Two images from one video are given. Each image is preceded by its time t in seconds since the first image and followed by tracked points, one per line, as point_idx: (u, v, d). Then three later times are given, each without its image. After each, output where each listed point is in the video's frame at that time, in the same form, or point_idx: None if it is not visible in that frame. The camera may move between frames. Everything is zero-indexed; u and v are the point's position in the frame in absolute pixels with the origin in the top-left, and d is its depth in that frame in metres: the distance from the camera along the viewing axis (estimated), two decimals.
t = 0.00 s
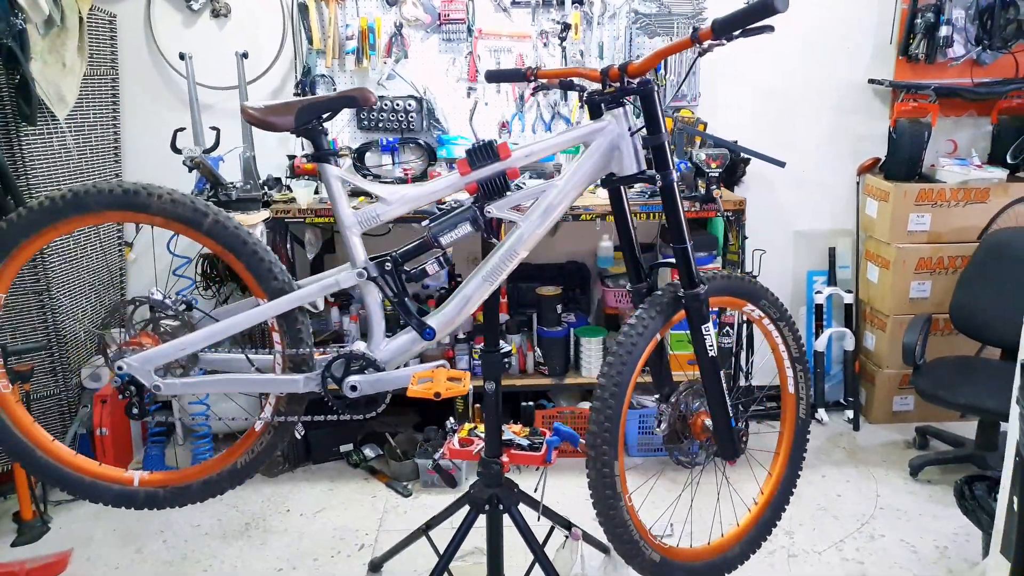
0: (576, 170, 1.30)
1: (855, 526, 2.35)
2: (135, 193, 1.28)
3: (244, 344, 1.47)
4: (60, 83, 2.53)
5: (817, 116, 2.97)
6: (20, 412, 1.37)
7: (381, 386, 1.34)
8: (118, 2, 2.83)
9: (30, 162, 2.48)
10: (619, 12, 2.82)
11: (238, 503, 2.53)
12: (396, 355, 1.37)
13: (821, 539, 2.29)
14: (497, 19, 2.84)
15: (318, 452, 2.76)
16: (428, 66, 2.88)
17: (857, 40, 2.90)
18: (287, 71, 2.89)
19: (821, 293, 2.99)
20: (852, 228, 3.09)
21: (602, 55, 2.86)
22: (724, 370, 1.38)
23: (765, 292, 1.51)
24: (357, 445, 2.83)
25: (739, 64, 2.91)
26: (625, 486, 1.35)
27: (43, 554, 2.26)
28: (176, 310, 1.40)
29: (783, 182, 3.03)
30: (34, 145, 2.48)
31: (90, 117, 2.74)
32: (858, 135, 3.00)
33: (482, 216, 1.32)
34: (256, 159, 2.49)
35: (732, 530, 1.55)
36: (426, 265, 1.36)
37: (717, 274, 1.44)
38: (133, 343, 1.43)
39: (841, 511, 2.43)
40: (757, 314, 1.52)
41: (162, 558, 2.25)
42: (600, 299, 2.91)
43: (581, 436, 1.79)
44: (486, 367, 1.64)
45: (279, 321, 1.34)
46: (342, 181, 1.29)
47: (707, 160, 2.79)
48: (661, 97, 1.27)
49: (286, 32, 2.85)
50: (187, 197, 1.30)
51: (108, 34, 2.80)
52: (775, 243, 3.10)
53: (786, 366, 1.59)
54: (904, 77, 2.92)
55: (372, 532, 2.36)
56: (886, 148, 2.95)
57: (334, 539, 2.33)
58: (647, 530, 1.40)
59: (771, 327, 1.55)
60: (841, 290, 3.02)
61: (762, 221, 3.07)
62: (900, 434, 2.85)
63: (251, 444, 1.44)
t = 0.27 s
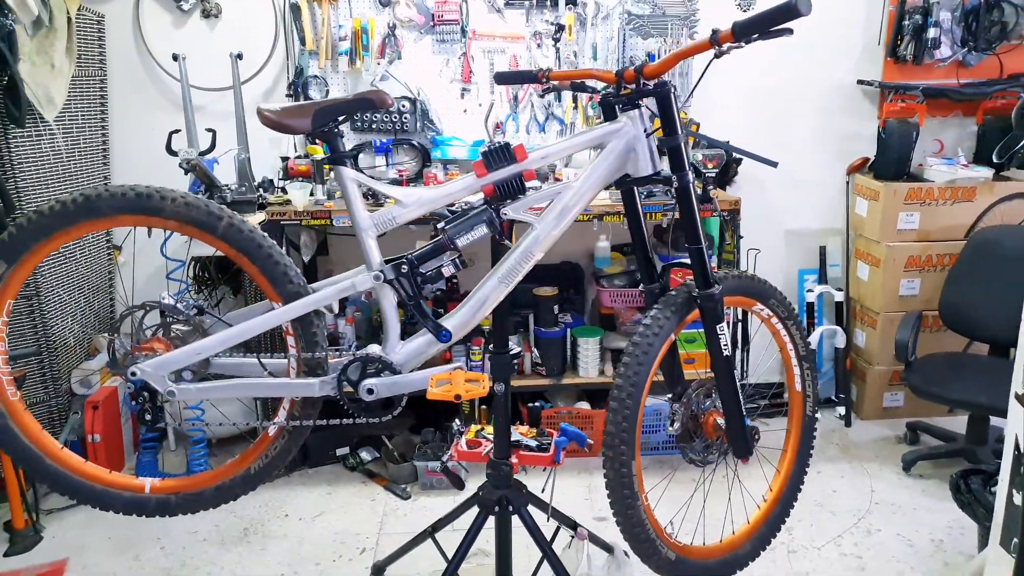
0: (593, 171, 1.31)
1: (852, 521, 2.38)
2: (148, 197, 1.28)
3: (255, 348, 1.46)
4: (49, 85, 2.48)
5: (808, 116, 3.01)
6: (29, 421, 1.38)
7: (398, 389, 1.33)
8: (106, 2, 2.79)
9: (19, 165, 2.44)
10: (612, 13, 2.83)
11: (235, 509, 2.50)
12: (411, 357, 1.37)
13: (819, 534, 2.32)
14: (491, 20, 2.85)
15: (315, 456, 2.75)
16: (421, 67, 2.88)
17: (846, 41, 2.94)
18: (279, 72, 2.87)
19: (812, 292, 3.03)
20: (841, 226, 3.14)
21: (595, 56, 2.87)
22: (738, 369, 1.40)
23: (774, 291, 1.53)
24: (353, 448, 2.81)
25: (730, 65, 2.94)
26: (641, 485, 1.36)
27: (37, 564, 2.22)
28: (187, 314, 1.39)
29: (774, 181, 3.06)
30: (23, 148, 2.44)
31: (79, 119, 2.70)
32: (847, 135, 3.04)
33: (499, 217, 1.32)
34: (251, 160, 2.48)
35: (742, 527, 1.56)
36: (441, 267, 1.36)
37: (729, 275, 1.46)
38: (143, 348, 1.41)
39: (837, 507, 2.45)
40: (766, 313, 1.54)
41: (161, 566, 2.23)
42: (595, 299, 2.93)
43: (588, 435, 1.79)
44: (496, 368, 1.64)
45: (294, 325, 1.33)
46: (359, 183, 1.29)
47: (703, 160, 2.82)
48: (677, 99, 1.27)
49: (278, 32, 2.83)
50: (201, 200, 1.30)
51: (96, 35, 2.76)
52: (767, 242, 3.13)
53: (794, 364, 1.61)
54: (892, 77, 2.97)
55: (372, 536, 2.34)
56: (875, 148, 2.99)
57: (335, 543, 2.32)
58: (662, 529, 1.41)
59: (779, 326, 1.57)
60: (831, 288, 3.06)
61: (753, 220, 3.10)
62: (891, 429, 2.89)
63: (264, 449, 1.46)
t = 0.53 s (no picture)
0: (602, 168, 1.32)
1: (844, 512, 2.42)
2: (158, 197, 1.27)
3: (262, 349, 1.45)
4: (34, 84, 2.44)
5: (793, 114, 3.05)
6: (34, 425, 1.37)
7: (409, 387, 1.33)
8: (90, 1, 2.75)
9: (5, 166, 2.39)
10: (601, 13, 2.85)
11: (229, 512, 2.48)
12: (422, 355, 1.37)
13: (813, 527, 2.35)
14: (480, 19, 2.85)
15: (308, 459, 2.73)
16: (411, 66, 2.88)
17: (830, 40, 2.98)
18: (268, 72, 2.86)
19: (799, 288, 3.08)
20: (826, 223, 3.18)
21: (584, 55, 2.89)
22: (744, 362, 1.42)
23: (776, 286, 1.56)
24: (345, 450, 2.80)
25: (717, 65, 2.97)
26: (652, 479, 1.37)
27: (28, 571, 2.18)
28: (195, 316, 1.38)
29: (761, 179, 3.10)
30: (8, 148, 2.40)
31: (63, 120, 2.66)
32: (832, 133, 3.09)
33: (509, 214, 1.33)
34: (243, 160, 2.46)
35: (747, 520, 1.58)
36: (451, 265, 1.36)
37: (733, 270, 1.48)
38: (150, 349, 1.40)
39: (829, 499, 2.49)
40: (768, 308, 1.56)
41: (156, 571, 2.20)
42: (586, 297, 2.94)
43: (589, 433, 1.86)
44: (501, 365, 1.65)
45: (305, 324, 1.32)
46: (369, 181, 1.29)
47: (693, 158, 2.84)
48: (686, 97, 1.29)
49: (266, 32, 2.81)
50: (211, 200, 1.29)
51: (81, 34, 2.72)
52: (753, 239, 3.17)
53: (795, 358, 1.64)
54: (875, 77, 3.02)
55: (370, 537, 2.34)
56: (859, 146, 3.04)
57: (332, 544, 2.31)
58: (672, 523, 1.42)
59: (780, 320, 1.60)
60: (817, 284, 3.11)
61: (740, 218, 3.14)
62: (878, 422, 2.94)
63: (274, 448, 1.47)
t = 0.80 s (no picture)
0: (608, 161, 1.33)
1: (833, 503, 2.46)
2: (163, 192, 1.26)
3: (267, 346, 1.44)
4: (14, 82, 2.40)
5: (776, 111, 3.09)
6: (34, 427, 1.37)
7: (418, 381, 1.33)
8: None
9: None
10: (587, 11, 2.86)
11: (219, 514, 2.45)
12: (429, 350, 1.37)
13: (804, 517, 2.38)
14: (467, 17, 2.85)
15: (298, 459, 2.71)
16: (398, 63, 2.87)
17: (812, 38, 3.02)
18: (253, 70, 2.83)
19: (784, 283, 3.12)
20: (810, 219, 3.23)
21: (571, 53, 2.90)
22: (748, 353, 1.43)
23: (775, 278, 1.58)
24: (335, 449, 2.78)
25: (702, 63, 3.00)
26: (659, 470, 1.38)
27: None
28: (198, 313, 1.37)
29: (745, 175, 3.13)
30: None
31: (44, 118, 2.61)
32: (814, 130, 3.13)
33: (516, 208, 1.33)
34: (230, 158, 2.43)
35: (748, 510, 1.60)
36: (458, 259, 1.35)
37: (735, 262, 1.49)
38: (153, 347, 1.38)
39: (818, 490, 2.53)
40: (768, 300, 1.58)
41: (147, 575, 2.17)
42: (574, 294, 2.95)
43: (590, 427, 1.87)
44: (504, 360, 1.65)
45: (311, 320, 1.31)
46: (376, 175, 1.29)
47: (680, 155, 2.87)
48: (691, 90, 1.30)
49: (251, 29, 2.79)
50: (217, 195, 1.29)
51: (61, 31, 2.67)
52: (738, 235, 3.20)
53: (793, 349, 1.66)
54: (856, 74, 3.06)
55: (364, 536, 2.33)
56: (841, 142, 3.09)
57: (326, 544, 2.29)
58: (678, 513, 1.44)
59: (779, 312, 1.62)
60: (801, 279, 3.15)
61: (725, 214, 3.17)
62: (862, 414, 2.98)
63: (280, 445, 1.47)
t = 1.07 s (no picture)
0: (615, 157, 1.32)
1: (827, 497, 2.47)
2: (165, 189, 1.24)
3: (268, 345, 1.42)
4: None
5: (765, 109, 3.10)
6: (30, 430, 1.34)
7: (423, 380, 1.31)
8: None
9: None
10: (577, 8, 2.86)
11: (211, 518, 2.41)
12: (434, 348, 1.35)
13: (798, 513, 2.39)
14: (456, 14, 2.84)
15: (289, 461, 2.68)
16: (387, 61, 2.84)
17: (800, 36, 3.04)
18: (240, 67, 2.79)
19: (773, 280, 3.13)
20: (798, 216, 3.25)
21: (561, 51, 2.89)
22: (753, 348, 1.43)
23: (777, 274, 1.58)
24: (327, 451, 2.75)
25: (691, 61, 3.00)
26: (667, 467, 1.37)
27: None
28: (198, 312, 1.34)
29: (734, 173, 3.15)
30: None
31: (26, 116, 2.56)
32: (802, 127, 3.15)
33: (522, 204, 1.32)
34: (219, 156, 2.40)
35: (751, 505, 1.60)
36: (463, 255, 1.34)
37: (738, 257, 1.49)
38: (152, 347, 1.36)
39: (812, 485, 2.54)
40: (770, 295, 1.58)
41: None
42: (566, 292, 2.95)
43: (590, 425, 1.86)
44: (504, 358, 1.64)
45: (315, 318, 1.29)
46: (381, 170, 1.27)
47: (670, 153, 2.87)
48: (697, 84, 1.29)
49: (238, 26, 2.75)
50: (220, 192, 1.26)
51: (43, 28, 2.62)
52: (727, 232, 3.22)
53: (794, 345, 1.66)
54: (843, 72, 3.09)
55: (359, 538, 2.30)
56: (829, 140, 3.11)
57: (321, 547, 2.27)
58: (684, 509, 1.43)
59: (780, 307, 1.62)
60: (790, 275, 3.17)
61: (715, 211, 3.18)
62: (852, 409, 3.01)
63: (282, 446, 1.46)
